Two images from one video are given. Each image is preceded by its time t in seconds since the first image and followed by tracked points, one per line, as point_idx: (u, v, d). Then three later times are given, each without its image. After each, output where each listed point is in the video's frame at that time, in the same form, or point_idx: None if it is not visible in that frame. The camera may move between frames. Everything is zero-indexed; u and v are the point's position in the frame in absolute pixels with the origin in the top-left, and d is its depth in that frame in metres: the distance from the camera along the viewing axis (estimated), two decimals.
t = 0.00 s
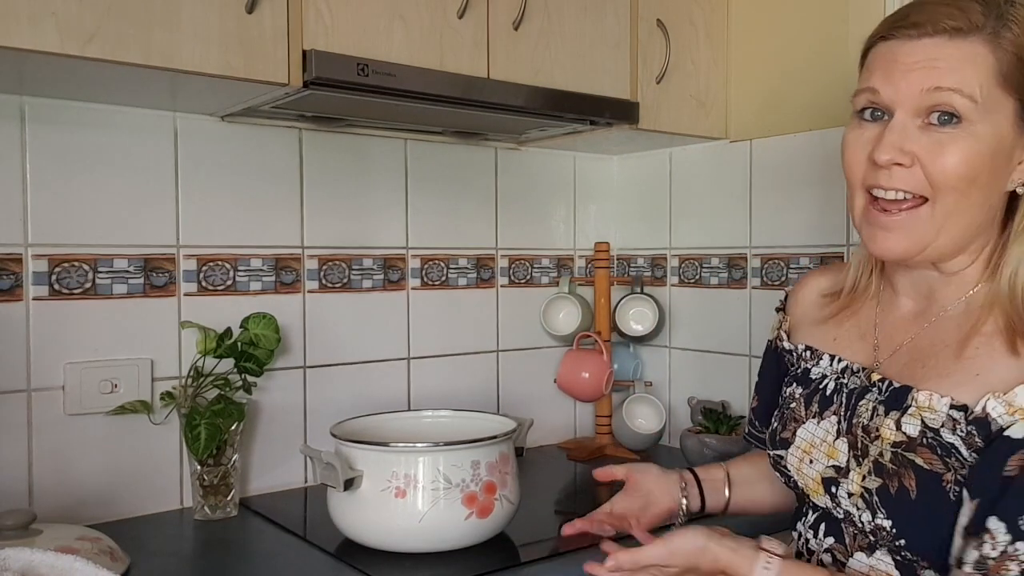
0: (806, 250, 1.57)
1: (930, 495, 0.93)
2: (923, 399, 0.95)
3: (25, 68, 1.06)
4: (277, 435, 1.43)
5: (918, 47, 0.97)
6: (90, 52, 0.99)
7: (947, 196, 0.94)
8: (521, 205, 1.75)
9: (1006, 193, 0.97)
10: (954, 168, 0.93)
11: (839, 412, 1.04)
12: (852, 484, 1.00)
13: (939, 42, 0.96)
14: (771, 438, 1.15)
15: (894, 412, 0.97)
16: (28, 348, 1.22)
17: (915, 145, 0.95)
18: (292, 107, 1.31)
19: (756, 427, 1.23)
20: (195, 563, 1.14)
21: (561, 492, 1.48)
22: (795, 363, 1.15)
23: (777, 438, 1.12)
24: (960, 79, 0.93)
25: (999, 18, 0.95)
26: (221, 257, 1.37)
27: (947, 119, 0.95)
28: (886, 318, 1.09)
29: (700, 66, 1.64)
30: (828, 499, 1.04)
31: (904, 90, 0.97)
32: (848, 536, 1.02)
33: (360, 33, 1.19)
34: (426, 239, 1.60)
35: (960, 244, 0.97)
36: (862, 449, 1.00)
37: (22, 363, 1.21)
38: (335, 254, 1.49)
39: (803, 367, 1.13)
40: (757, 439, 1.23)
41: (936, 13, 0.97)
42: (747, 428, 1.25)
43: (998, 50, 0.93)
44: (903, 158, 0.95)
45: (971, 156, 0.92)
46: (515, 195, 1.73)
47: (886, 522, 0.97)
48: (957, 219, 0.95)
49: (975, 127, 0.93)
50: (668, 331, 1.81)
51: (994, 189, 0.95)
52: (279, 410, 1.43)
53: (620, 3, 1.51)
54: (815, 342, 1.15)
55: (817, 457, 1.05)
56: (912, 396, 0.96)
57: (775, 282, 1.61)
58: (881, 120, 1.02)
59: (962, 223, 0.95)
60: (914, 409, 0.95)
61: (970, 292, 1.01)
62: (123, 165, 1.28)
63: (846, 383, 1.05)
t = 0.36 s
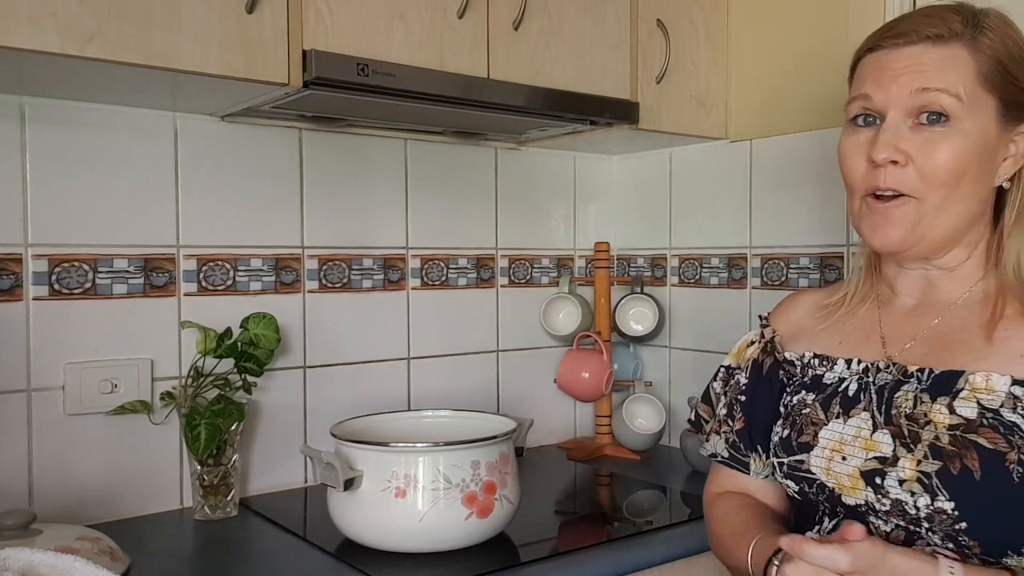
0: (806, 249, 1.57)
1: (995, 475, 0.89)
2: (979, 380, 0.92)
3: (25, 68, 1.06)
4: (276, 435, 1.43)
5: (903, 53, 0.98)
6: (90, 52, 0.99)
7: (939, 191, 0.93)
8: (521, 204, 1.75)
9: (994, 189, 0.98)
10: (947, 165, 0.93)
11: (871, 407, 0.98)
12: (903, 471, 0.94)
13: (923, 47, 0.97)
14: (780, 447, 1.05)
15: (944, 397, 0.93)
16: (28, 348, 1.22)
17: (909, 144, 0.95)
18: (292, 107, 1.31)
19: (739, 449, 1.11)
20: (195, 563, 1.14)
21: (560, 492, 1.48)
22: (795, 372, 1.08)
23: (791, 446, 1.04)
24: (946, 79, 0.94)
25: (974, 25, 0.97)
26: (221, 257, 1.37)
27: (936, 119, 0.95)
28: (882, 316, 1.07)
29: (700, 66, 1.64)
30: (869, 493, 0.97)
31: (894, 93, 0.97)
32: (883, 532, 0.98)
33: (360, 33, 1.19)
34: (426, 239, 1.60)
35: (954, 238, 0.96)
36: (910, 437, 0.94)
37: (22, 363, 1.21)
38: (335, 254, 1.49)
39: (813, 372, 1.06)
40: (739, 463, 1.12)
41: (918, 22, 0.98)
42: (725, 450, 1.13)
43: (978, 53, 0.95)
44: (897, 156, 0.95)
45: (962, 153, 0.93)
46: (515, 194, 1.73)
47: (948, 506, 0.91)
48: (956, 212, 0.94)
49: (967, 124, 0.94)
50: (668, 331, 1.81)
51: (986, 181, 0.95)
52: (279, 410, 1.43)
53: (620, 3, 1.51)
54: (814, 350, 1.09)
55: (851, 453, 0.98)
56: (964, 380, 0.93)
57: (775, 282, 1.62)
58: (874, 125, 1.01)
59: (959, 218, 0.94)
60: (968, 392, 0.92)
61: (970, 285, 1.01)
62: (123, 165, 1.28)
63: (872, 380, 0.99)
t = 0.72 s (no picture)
0: (806, 249, 1.57)
1: None
2: None
3: (25, 68, 1.06)
4: (277, 435, 1.43)
5: (914, 48, 0.98)
6: (90, 52, 0.99)
7: (957, 184, 0.93)
8: (521, 204, 1.75)
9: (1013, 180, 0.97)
10: (964, 158, 0.93)
11: (912, 407, 0.96)
12: (962, 473, 0.91)
13: (934, 41, 0.97)
14: (804, 448, 1.03)
15: (995, 397, 0.91)
16: (28, 348, 1.22)
17: (925, 139, 0.95)
18: (293, 107, 1.31)
19: (744, 450, 1.09)
20: (195, 563, 1.14)
21: (561, 492, 1.48)
22: (807, 370, 1.07)
23: (821, 445, 1.02)
24: (959, 71, 0.94)
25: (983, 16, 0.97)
26: (221, 257, 1.37)
27: (951, 112, 0.95)
28: (902, 312, 1.05)
29: (700, 66, 1.64)
30: (921, 496, 0.94)
31: (907, 88, 0.97)
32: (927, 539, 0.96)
33: (359, 33, 1.19)
34: (426, 239, 1.60)
35: (973, 229, 0.96)
36: (966, 439, 0.92)
37: (22, 362, 1.21)
38: (335, 254, 1.49)
39: (833, 369, 1.04)
40: (744, 467, 1.09)
41: (926, 17, 0.98)
42: (729, 454, 1.10)
43: (989, 46, 0.95)
44: (914, 150, 0.95)
45: (978, 145, 0.93)
46: (515, 194, 1.73)
47: (1012, 508, 0.89)
48: (976, 204, 0.94)
49: (983, 115, 0.93)
50: (669, 331, 1.81)
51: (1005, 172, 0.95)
52: (279, 410, 1.43)
53: (620, 3, 1.51)
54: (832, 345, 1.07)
55: (895, 454, 0.96)
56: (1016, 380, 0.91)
57: (775, 282, 1.62)
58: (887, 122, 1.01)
59: (978, 209, 0.94)
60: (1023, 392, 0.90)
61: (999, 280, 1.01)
62: (123, 165, 1.28)
63: (908, 378, 0.98)
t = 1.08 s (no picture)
0: (805, 250, 1.57)
1: None
2: None
3: (25, 68, 1.06)
4: (277, 435, 1.43)
5: (919, 47, 0.98)
6: (90, 52, 0.99)
7: (965, 182, 0.93)
8: (521, 204, 1.75)
9: (1021, 179, 0.97)
10: (971, 156, 0.93)
11: (915, 407, 0.96)
12: (962, 474, 0.91)
13: (939, 39, 0.97)
14: (806, 446, 1.04)
15: (998, 399, 0.91)
16: (27, 348, 1.22)
17: (931, 137, 0.95)
18: (292, 107, 1.31)
19: (748, 448, 1.10)
20: (195, 563, 1.14)
21: (561, 492, 1.48)
22: (812, 368, 1.07)
23: (824, 444, 1.02)
24: (964, 70, 0.94)
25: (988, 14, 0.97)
26: (221, 257, 1.37)
27: (958, 110, 0.95)
28: (911, 313, 1.05)
29: (700, 66, 1.64)
30: (919, 495, 0.95)
31: (913, 87, 0.97)
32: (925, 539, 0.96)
33: (359, 33, 1.19)
34: (426, 239, 1.60)
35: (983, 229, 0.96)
36: (967, 439, 0.92)
37: (22, 362, 1.21)
38: (335, 254, 1.49)
39: (839, 368, 1.04)
40: (748, 463, 1.10)
41: (931, 15, 0.98)
42: (734, 452, 1.11)
43: (995, 44, 0.95)
44: (921, 150, 0.95)
45: (986, 143, 0.93)
46: (515, 194, 1.73)
47: (1011, 510, 0.88)
48: (985, 203, 0.94)
49: (990, 113, 0.93)
50: (669, 331, 1.81)
51: (1013, 170, 0.95)
52: (279, 410, 1.43)
53: (619, 3, 1.51)
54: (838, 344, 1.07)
55: (897, 453, 0.96)
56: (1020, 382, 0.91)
57: (775, 282, 1.62)
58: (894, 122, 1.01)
59: (987, 208, 0.94)
60: None
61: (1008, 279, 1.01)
62: (123, 165, 1.28)
63: (912, 378, 0.97)
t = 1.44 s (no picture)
0: (805, 250, 1.57)
1: None
2: None
3: (25, 68, 1.06)
4: (277, 435, 1.43)
5: (912, 68, 0.97)
6: (90, 53, 0.99)
7: (967, 200, 0.93)
8: (521, 204, 1.74)
9: None
10: (971, 173, 0.92)
11: (915, 402, 0.96)
12: (957, 468, 0.92)
13: (933, 58, 0.96)
14: (808, 438, 1.04)
15: (998, 396, 0.91)
16: (27, 348, 1.22)
17: (930, 158, 0.94)
18: (292, 107, 1.31)
19: (756, 440, 1.10)
20: (195, 563, 1.14)
21: (561, 492, 1.48)
22: (821, 363, 1.08)
23: (824, 437, 1.02)
24: (959, 90, 0.93)
25: (985, 26, 0.95)
26: (221, 257, 1.37)
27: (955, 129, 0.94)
28: (918, 312, 1.05)
29: (701, 66, 1.64)
30: (914, 489, 0.95)
31: (908, 108, 0.96)
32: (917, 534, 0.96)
33: (359, 33, 1.19)
34: (426, 239, 1.60)
35: (989, 237, 0.96)
36: (964, 435, 0.92)
37: (22, 362, 1.21)
38: (335, 254, 1.49)
39: (845, 364, 1.05)
40: (755, 455, 1.10)
41: (924, 34, 0.97)
42: (741, 443, 1.11)
43: (991, 57, 0.93)
44: (921, 172, 0.94)
45: (986, 161, 0.92)
46: (515, 194, 1.73)
47: (1004, 505, 0.89)
48: (989, 216, 0.94)
49: (987, 129, 0.93)
50: (669, 331, 1.81)
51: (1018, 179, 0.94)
52: (279, 410, 1.43)
53: (620, 3, 1.51)
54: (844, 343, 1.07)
55: (895, 447, 0.96)
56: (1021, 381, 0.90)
57: (775, 282, 1.62)
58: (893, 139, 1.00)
59: (991, 221, 0.94)
60: None
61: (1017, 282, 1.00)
62: (123, 165, 1.28)
63: (916, 375, 0.98)
